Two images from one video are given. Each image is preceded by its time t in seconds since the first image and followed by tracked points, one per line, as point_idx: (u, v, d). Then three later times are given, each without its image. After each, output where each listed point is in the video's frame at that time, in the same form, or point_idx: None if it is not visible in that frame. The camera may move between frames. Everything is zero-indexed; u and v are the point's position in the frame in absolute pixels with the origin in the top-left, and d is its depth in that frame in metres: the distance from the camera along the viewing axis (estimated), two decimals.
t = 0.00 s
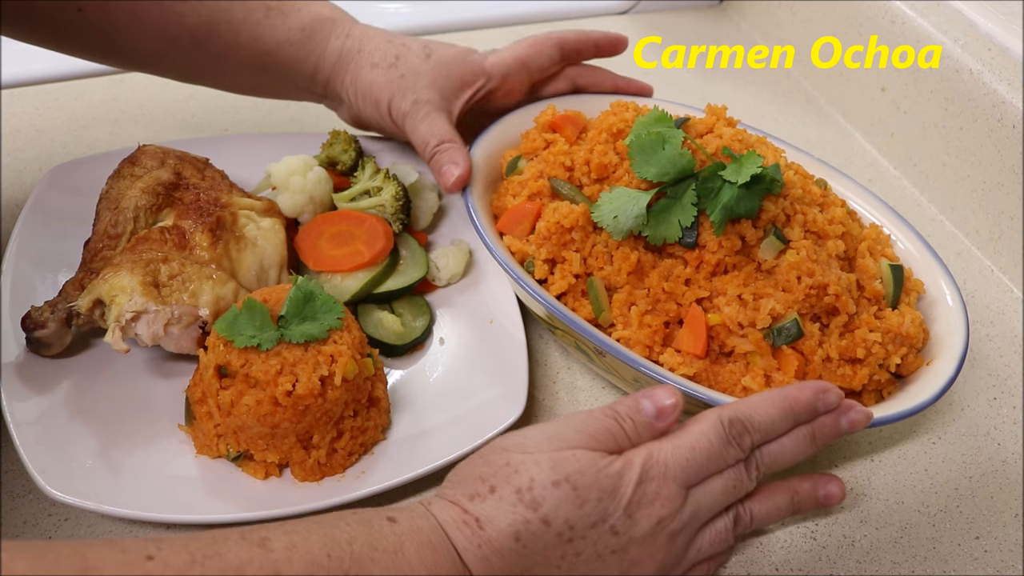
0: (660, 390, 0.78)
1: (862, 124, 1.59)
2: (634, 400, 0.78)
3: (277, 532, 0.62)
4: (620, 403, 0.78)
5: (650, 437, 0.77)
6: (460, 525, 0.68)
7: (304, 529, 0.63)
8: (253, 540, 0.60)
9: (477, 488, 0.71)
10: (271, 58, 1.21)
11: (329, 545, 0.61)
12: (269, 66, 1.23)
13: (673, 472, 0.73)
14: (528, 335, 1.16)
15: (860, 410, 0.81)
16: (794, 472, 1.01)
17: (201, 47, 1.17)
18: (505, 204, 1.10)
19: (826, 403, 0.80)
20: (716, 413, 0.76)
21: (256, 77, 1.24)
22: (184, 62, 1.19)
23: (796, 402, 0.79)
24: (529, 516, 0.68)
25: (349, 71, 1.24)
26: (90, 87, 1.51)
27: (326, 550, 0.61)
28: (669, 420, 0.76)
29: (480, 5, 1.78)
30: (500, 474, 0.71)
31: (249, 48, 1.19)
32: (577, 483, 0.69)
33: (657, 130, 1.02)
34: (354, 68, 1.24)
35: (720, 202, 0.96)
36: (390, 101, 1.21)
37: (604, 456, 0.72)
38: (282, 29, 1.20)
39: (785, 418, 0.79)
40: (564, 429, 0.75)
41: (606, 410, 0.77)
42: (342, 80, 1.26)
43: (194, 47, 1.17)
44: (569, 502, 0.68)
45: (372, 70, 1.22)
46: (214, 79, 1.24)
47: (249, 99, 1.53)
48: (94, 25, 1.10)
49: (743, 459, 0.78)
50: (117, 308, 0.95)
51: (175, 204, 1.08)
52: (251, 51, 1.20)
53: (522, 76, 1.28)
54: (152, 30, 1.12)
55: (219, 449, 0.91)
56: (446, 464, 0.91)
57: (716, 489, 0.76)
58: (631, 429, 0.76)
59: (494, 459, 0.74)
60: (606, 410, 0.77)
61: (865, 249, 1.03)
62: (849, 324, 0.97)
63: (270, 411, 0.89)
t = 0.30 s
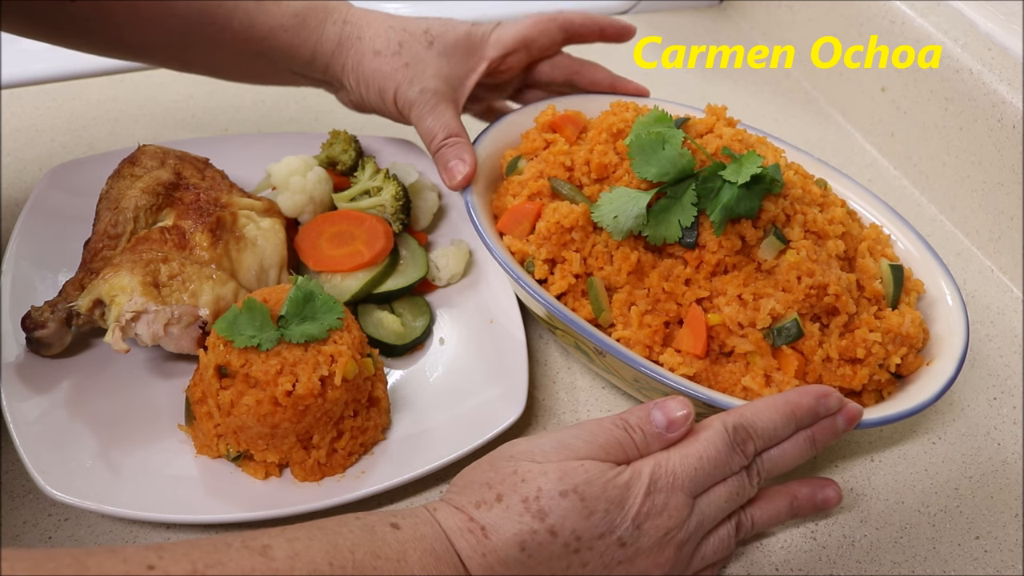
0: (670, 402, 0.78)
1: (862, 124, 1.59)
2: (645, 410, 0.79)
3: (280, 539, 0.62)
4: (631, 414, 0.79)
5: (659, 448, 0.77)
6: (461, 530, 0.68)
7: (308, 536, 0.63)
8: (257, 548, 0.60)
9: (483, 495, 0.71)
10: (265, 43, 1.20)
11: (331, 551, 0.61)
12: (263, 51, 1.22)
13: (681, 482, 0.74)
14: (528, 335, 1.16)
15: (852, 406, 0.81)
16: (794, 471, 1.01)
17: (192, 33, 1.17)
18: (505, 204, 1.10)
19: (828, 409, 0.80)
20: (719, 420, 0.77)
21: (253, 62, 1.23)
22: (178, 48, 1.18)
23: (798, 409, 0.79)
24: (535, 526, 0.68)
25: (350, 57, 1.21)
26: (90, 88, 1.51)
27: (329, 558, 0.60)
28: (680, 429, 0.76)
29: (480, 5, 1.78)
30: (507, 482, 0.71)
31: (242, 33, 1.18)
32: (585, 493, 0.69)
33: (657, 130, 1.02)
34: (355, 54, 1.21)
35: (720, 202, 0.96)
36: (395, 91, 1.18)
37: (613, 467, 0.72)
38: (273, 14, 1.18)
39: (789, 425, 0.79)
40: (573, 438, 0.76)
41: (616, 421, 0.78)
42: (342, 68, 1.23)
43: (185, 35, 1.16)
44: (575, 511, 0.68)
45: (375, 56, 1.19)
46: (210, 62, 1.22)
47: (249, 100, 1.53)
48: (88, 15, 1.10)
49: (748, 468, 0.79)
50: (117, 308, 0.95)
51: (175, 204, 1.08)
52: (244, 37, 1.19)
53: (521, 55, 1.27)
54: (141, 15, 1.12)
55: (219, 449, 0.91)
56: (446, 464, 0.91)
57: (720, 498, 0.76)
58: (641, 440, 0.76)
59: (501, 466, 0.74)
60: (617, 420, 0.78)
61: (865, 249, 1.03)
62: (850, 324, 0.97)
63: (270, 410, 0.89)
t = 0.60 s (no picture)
0: (673, 404, 0.79)
1: (862, 123, 1.59)
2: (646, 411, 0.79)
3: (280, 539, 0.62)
4: (633, 415, 0.79)
5: (662, 450, 0.77)
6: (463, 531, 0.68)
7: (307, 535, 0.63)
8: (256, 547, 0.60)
9: (485, 495, 0.71)
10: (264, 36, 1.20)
11: (331, 550, 0.61)
12: (263, 44, 1.21)
13: (682, 482, 0.74)
14: (528, 335, 1.16)
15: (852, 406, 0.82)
16: (795, 472, 1.00)
17: (191, 28, 1.16)
18: (505, 204, 1.10)
19: (829, 408, 0.80)
20: (719, 421, 0.77)
21: (254, 57, 1.24)
22: (177, 46, 1.18)
23: (799, 410, 0.79)
24: (537, 527, 0.67)
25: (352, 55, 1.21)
26: (90, 88, 1.51)
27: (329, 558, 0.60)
28: (682, 431, 0.77)
29: (480, 4, 1.78)
30: (508, 483, 0.71)
31: (241, 29, 1.18)
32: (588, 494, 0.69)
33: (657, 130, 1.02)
34: (357, 53, 1.20)
35: (720, 202, 0.96)
36: (395, 90, 1.17)
37: (614, 468, 0.72)
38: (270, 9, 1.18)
39: (789, 426, 0.79)
40: (574, 439, 0.76)
41: (618, 422, 0.78)
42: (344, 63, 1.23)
43: (186, 32, 1.16)
44: (576, 512, 0.68)
45: (374, 55, 1.18)
46: (213, 56, 1.22)
47: (249, 100, 1.53)
48: (85, 13, 1.10)
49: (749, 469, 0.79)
50: (117, 308, 0.95)
51: (175, 204, 1.08)
52: (242, 33, 1.19)
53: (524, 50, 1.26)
54: (143, 13, 1.12)
55: (219, 449, 0.91)
56: (446, 464, 0.91)
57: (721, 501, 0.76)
58: (643, 441, 0.76)
59: (503, 466, 0.74)
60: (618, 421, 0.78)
61: (865, 249, 1.03)
62: (850, 324, 0.97)
63: (270, 411, 0.89)
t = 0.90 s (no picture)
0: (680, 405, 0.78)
1: (862, 123, 1.59)
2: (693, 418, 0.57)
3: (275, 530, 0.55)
4: (668, 420, 0.57)
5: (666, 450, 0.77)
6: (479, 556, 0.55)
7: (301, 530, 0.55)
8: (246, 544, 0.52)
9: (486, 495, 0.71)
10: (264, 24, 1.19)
11: (327, 545, 0.53)
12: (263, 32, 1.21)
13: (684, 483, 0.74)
14: (528, 335, 1.16)
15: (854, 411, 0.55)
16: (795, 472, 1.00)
17: (192, 21, 1.15)
18: (505, 204, 1.10)
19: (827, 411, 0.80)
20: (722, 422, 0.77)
21: (255, 45, 1.23)
22: (177, 44, 1.18)
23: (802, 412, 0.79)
24: (560, 546, 0.54)
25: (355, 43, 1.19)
26: (90, 88, 1.51)
27: (328, 555, 0.52)
28: (733, 450, 0.54)
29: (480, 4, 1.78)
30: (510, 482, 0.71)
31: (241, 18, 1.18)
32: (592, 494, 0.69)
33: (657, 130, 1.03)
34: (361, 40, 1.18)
35: (720, 202, 0.96)
36: (398, 82, 1.16)
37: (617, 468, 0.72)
38: None
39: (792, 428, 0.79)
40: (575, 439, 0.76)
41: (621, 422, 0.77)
42: (346, 50, 1.22)
43: (186, 24, 1.15)
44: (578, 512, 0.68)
45: (378, 44, 1.16)
46: (212, 51, 1.22)
47: (249, 99, 1.53)
48: (84, 11, 1.09)
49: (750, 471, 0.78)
50: (117, 308, 0.95)
51: (175, 204, 1.08)
52: (244, 19, 1.18)
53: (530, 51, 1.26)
54: (143, 11, 1.12)
55: (219, 449, 0.91)
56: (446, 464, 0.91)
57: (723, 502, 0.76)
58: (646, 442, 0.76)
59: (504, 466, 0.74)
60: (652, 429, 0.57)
61: (865, 249, 1.03)
62: (850, 324, 0.97)
63: (270, 411, 0.89)
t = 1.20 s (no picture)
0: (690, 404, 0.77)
1: (862, 123, 1.59)
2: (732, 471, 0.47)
3: (225, 494, 0.47)
4: (707, 486, 0.46)
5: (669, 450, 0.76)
6: (456, 548, 0.50)
7: (256, 509, 0.46)
8: (192, 516, 0.45)
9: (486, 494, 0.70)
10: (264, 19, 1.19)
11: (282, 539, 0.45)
12: (263, 27, 1.21)
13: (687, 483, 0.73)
14: (528, 335, 1.16)
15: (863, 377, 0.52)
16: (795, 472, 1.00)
17: (190, 16, 1.15)
18: (505, 204, 1.10)
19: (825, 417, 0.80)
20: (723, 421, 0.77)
21: (254, 37, 1.22)
22: (176, 42, 1.18)
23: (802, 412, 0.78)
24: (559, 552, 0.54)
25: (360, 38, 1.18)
26: (90, 88, 1.51)
27: (284, 555, 0.45)
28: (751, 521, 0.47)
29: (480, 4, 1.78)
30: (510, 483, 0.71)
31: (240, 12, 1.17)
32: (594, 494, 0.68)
33: (657, 130, 1.03)
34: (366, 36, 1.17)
35: (720, 202, 0.96)
36: (402, 80, 1.15)
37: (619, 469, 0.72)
38: None
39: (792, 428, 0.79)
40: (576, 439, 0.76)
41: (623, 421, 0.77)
42: (348, 42, 1.20)
43: (184, 20, 1.15)
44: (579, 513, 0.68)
45: (383, 40, 1.15)
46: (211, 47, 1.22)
47: (249, 99, 1.53)
48: (81, 9, 1.09)
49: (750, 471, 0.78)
50: (117, 308, 0.95)
51: (175, 204, 1.07)
52: (242, 14, 1.18)
53: (532, 51, 1.27)
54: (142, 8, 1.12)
55: (219, 449, 0.91)
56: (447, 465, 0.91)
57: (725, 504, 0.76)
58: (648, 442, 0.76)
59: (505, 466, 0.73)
60: (691, 491, 0.46)
61: (865, 249, 1.03)
62: (849, 324, 0.97)
63: (271, 411, 0.90)
